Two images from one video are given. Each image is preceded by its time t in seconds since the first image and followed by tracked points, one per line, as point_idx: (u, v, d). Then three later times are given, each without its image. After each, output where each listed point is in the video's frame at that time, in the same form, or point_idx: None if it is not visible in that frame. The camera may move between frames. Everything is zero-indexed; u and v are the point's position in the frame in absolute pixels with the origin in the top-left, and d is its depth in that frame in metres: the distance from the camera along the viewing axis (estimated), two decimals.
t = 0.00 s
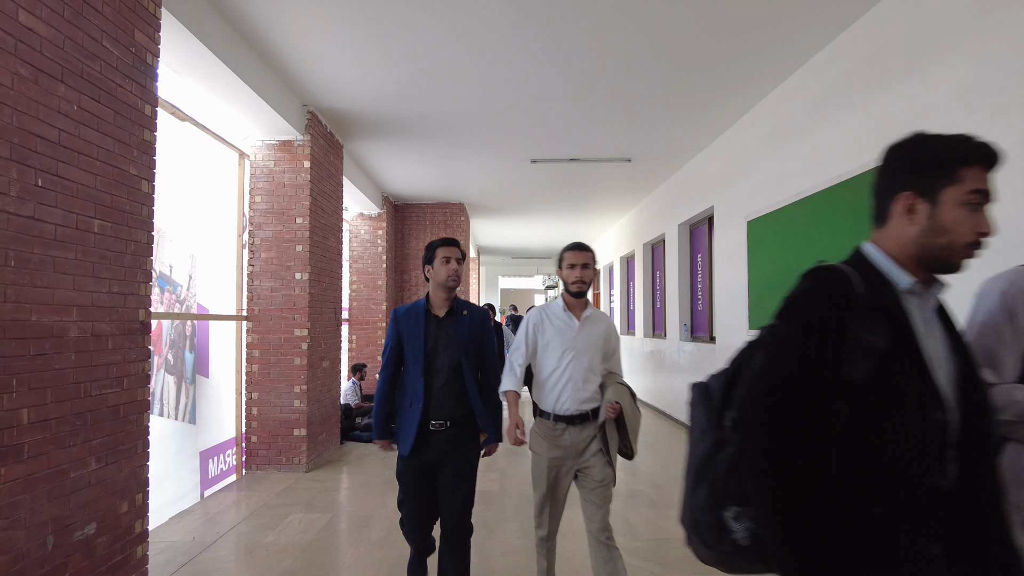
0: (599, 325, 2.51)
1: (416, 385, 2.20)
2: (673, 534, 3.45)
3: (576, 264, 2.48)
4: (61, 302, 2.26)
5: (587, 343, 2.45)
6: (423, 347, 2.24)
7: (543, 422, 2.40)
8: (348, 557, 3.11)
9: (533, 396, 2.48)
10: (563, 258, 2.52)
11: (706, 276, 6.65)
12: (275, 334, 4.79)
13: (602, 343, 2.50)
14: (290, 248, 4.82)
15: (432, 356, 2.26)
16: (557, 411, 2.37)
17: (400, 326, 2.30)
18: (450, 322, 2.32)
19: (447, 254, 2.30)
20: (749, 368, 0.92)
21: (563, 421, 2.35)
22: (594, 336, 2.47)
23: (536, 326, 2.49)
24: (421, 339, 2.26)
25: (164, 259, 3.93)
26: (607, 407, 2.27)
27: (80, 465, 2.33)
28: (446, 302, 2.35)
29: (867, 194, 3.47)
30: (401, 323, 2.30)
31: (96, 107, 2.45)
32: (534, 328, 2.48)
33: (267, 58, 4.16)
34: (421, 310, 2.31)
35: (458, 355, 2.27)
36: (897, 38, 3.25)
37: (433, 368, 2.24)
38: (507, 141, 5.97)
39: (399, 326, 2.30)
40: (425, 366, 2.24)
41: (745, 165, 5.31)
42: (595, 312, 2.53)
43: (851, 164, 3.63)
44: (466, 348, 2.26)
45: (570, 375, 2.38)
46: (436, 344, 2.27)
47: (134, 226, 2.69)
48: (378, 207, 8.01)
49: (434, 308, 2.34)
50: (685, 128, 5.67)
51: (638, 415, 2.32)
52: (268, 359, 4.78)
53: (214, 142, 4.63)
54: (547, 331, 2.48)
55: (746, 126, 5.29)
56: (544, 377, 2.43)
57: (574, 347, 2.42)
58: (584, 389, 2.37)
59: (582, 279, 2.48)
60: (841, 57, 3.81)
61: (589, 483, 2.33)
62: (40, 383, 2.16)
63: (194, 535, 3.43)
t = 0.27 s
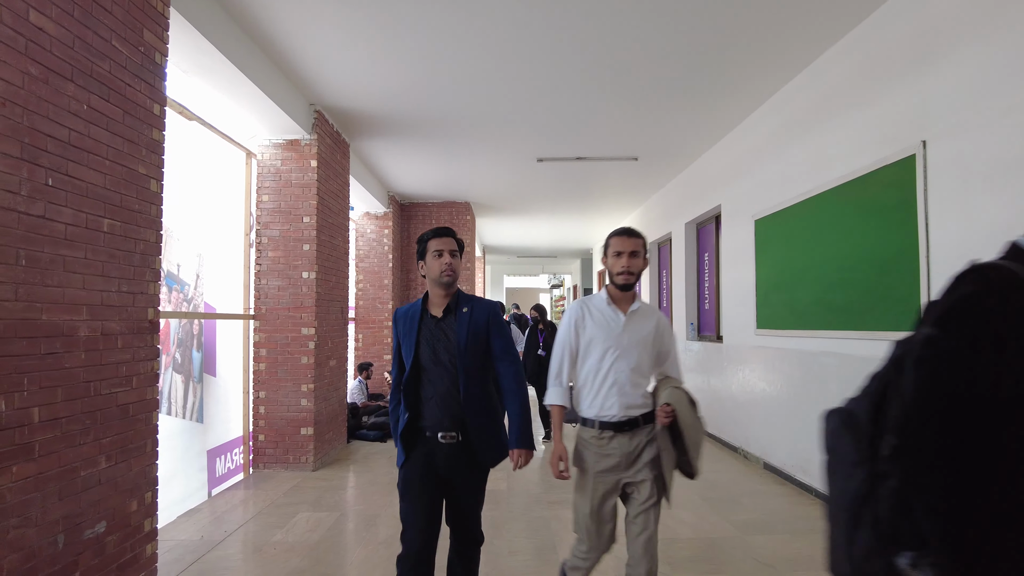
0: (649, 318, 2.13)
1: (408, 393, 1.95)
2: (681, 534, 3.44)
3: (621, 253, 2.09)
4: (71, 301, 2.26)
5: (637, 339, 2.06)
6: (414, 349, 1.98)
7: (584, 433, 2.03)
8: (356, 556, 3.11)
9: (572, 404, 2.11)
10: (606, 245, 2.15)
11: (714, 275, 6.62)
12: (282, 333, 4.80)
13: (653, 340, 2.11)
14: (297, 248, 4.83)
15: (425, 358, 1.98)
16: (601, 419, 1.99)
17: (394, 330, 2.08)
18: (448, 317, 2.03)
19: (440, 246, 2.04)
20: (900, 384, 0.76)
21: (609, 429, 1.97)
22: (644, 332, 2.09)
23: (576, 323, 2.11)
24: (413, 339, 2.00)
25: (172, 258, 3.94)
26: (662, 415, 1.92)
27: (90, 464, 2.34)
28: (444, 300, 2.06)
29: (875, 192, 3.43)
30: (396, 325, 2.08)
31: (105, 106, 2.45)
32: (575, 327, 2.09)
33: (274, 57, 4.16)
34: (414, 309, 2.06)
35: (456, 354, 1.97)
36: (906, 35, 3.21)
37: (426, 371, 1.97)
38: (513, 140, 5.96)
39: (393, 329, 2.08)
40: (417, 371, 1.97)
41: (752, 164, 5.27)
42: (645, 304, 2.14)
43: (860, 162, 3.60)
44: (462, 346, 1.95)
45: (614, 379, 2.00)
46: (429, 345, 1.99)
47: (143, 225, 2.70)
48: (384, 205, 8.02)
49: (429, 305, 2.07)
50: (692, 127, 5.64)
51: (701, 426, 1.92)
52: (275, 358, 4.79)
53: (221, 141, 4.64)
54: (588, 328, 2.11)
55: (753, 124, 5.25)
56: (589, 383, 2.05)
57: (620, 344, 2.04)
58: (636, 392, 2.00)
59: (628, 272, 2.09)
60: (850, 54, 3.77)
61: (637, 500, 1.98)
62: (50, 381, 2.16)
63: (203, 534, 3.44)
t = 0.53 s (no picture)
0: (706, 314, 1.90)
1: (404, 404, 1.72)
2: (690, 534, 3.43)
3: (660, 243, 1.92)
4: (83, 301, 2.27)
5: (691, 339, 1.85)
6: (411, 355, 1.75)
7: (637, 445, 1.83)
8: (364, 556, 3.11)
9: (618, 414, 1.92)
10: (647, 234, 1.98)
11: (722, 274, 6.59)
12: (290, 332, 4.81)
13: (710, 340, 1.88)
14: (305, 247, 4.84)
15: (424, 365, 1.76)
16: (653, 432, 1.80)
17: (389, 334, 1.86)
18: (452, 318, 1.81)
19: (441, 236, 1.82)
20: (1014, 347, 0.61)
21: (668, 440, 1.77)
22: (699, 331, 1.87)
23: (623, 325, 1.93)
24: (411, 343, 1.77)
25: (180, 258, 3.95)
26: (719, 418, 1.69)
27: (102, 463, 2.34)
28: (448, 295, 1.84)
29: (886, 192, 3.39)
30: (391, 328, 1.85)
31: (116, 106, 2.45)
32: (621, 329, 1.92)
33: (282, 56, 4.16)
34: (411, 309, 1.84)
35: (459, 360, 1.75)
36: (919, 32, 3.16)
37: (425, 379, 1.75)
38: (520, 139, 5.95)
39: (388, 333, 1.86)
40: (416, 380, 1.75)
41: (761, 163, 5.24)
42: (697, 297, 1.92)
43: (871, 161, 3.56)
44: (467, 350, 1.71)
45: (671, 386, 1.81)
46: (428, 350, 1.77)
47: (154, 224, 2.70)
48: (390, 205, 8.02)
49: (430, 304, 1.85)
50: (700, 126, 5.61)
51: (786, 413, 1.67)
52: (283, 357, 4.80)
53: (229, 141, 4.65)
54: (634, 329, 1.92)
55: (762, 123, 5.21)
56: (641, 391, 1.86)
57: (673, 347, 1.84)
58: (694, 400, 1.80)
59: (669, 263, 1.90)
60: (863, 51, 3.73)
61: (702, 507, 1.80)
62: (63, 381, 2.17)
63: (212, 533, 3.45)
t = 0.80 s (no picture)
0: (777, 326, 1.76)
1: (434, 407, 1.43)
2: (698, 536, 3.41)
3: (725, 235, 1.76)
4: (93, 302, 2.26)
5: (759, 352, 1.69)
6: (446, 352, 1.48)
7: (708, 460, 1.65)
8: (372, 557, 3.10)
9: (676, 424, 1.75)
10: (709, 231, 1.80)
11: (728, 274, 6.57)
12: (297, 333, 4.81)
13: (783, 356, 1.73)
14: (312, 247, 4.84)
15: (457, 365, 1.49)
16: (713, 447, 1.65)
17: (405, 321, 1.54)
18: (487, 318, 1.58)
19: (468, 225, 1.66)
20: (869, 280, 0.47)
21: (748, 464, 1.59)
22: (770, 344, 1.72)
23: (685, 337, 1.77)
24: (442, 339, 1.50)
25: (188, 258, 3.95)
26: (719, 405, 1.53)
27: (112, 464, 2.34)
28: (478, 292, 1.64)
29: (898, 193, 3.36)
30: (406, 318, 1.55)
31: (126, 106, 2.45)
32: (684, 342, 1.77)
33: (290, 56, 4.16)
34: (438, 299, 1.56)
35: (497, 365, 1.51)
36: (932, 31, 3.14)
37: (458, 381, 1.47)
38: (526, 139, 5.94)
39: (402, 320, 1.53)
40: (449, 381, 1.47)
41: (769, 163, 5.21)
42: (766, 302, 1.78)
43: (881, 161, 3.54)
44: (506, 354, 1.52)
45: (745, 402, 1.64)
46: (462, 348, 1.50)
47: (163, 225, 2.70)
48: (396, 205, 8.02)
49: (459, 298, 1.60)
50: (707, 125, 5.59)
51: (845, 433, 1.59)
52: (289, 357, 4.80)
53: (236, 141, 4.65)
54: (697, 342, 1.76)
55: (770, 122, 5.18)
56: (709, 409, 1.69)
57: (745, 359, 1.69)
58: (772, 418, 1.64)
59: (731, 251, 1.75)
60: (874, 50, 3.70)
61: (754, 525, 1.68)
62: (73, 382, 2.17)
63: (220, 533, 3.45)
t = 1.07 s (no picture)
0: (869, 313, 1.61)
1: (477, 416, 1.35)
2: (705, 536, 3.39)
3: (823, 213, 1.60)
4: (100, 302, 2.25)
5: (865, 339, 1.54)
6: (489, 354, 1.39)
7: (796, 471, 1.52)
8: (379, 558, 3.09)
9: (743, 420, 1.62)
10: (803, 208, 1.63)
11: (733, 274, 6.55)
12: (301, 333, 4.80)
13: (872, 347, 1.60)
14: (316, 246, 4.83)
15: (500, 368, 1.41)
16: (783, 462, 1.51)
17: (443, 318, 1.44)
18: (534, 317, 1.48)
19: (516, 209, 1.49)
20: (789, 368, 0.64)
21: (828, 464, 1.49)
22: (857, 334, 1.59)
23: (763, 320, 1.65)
24: (483, 336, 1.41)
25: (193, 258, 3.94)
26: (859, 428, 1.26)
27: (119, 465, 2.33)
28: (526, 284, 1.50)
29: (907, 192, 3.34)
30: (442, 313, 1.45)
31: (133, 105, 2.44)
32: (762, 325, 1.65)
33: (294, 56, 4.15)
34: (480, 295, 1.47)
35: (542, 365, 1.42)
36: (941, 30, 3.11)
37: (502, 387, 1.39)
38: (531, 138, 5.93)
39: (441, 317, 1.44)
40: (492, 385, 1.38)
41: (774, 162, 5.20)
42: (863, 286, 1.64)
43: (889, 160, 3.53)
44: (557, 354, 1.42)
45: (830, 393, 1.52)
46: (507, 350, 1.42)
47: (169, 225, 2.69)
48: (400, 204, 8.01)
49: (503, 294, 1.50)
50: (712, 125, 5.57)
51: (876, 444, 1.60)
52: (294, 357, 4.79)
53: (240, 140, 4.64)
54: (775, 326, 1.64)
55: (776, 122, 5.16)
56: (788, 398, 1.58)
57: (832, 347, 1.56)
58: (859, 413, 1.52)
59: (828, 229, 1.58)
60: (880, 50, 3.69)
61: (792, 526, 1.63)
62: (81, 382, 2.16)
63: (225, 534, 3.44)
